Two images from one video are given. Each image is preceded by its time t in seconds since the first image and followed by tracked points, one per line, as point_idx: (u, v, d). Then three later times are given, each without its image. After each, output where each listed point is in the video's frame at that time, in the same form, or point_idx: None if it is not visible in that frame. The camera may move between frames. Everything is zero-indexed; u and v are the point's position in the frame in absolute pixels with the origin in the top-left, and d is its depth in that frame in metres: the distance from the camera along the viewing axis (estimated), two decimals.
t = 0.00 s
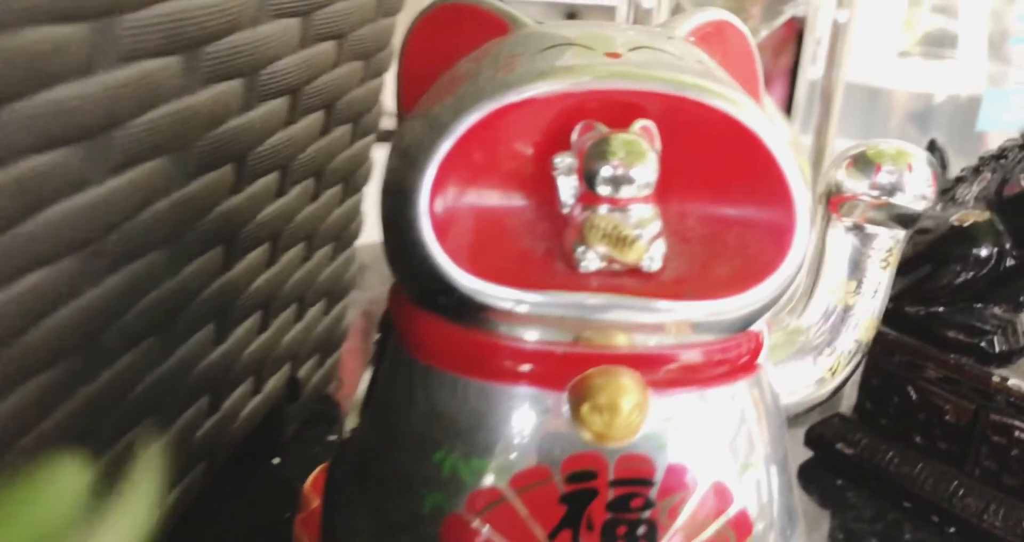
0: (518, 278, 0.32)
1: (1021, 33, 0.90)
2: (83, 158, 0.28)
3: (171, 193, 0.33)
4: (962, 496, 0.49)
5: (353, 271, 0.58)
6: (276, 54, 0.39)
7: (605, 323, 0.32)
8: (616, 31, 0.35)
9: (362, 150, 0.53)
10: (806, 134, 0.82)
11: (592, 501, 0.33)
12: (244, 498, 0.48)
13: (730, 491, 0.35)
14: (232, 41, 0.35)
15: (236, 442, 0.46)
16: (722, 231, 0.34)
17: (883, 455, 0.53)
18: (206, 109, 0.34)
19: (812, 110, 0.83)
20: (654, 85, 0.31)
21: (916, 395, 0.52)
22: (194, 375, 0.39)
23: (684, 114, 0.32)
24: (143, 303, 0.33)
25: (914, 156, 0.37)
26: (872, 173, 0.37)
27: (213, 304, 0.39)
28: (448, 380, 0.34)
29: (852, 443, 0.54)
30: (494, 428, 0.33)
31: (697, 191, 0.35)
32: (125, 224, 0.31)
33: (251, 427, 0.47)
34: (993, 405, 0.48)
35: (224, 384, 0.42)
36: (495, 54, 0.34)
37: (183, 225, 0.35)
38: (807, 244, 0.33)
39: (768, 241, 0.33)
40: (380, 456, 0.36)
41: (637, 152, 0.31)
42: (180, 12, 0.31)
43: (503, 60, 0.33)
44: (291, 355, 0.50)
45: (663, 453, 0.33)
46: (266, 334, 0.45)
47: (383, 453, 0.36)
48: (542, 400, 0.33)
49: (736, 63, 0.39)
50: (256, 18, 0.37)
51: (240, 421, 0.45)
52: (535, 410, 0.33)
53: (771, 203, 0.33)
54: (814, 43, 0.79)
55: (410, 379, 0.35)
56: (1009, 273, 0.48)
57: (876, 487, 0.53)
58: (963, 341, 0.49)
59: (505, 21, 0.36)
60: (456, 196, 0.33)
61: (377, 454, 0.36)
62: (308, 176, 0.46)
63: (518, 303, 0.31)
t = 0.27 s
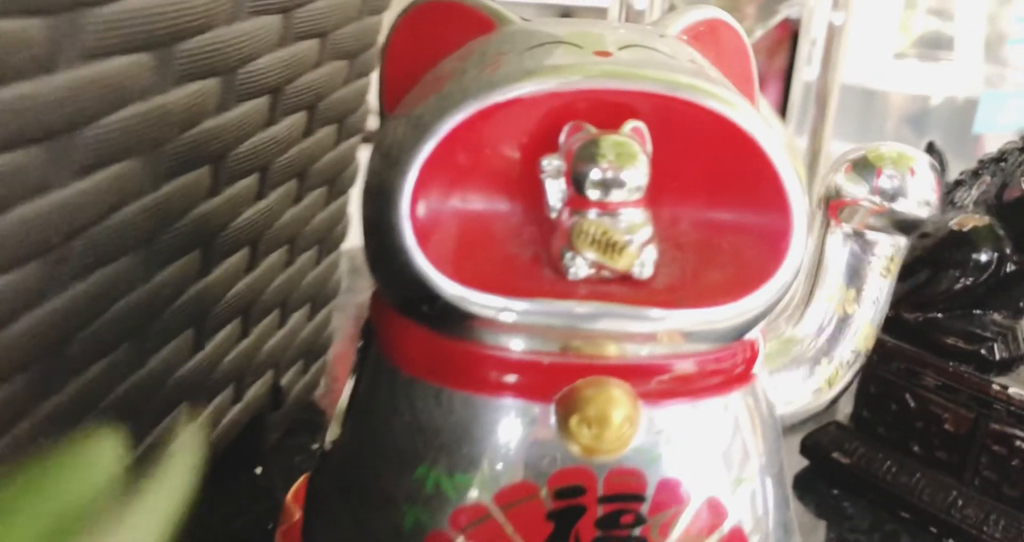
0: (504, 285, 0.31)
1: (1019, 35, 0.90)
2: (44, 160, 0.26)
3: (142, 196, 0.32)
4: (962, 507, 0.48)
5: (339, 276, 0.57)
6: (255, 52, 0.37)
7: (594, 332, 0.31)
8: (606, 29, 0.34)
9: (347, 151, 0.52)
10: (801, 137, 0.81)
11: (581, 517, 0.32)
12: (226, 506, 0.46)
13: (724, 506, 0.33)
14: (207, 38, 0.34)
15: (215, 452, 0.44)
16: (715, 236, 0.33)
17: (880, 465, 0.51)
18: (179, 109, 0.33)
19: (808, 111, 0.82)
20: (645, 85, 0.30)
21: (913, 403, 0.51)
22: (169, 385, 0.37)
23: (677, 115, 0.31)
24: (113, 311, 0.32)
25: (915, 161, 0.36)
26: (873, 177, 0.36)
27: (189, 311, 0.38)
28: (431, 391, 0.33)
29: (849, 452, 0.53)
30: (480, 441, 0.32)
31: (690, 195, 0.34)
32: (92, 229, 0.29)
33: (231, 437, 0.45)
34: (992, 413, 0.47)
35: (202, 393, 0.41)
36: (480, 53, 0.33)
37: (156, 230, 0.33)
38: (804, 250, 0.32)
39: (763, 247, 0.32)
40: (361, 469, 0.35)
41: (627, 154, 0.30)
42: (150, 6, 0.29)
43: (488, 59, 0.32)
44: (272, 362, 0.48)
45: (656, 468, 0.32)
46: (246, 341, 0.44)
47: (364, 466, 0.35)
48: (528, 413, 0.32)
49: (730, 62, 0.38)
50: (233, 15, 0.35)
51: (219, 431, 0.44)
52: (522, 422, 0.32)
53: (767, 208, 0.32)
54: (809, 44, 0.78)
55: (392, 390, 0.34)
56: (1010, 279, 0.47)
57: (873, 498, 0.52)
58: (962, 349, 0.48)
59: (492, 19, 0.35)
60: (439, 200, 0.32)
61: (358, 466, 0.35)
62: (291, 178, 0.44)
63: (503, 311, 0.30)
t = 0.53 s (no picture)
0: (489, 294, 0.29)
1: (1014, 38, 0.90)
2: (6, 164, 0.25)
3: (115, 200, 0.31)
4: (959, 517, 0.47)
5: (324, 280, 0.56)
6: (234, 52, 0.36)
7: (583, 342, 0.30)
8: (596, 28, 0.33)
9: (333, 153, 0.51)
10: (795, 140, 0.80)
11: (570, 533, 0.31)
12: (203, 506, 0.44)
13: (717, 522, 0.32)
14: (183, 36, 0.32)
15: (195, 463, 0.43)
16: (708, 243, 0.32)
17: (876, 474, 0.51)
18: (153, 110, 0.31)
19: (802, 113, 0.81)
20: (636, 86, 0.29)
21: (909, 411, 0.50)
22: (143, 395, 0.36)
23: (669, 117, 0.30)
24: (83, 320, 0.31)
25: (931, 173, 0.34)
26: (888, 195, 0.34)
27: (166, 319, 0.36)
28: (413, 403, 0.32)
29: (844, 461, 0.52)
30: (465, 455, 0.31)
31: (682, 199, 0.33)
32: (59, 234, 0.28)
33: (211, 447, 0.44)
34: (990, 422, 0.46)
35: (179, 403, 0.39)
36: (465, 52, 0.32)
37: (129, 235, 0.32)
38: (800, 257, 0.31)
39: (757, 254, 0.31)
40: (342, 482, 0.34)
41: (617, 158, 0.29)
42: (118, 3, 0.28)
43: (474, 58, 0.31)
44: (254, 370, 0.47)
45: (646, 483, 0.31)
46: (226, 348, 0.43)
47: (345, 479, 0.33)
48: (514, 426, 0.30)
49: (723, 63, 0.37)
50: (210, 13, 0.34)
51: (198, 441, 0.43)
52: (508, 435, 0.30)
53: (761, 214, 0.31)
54: (803, 46, 0.77)
55: (374, 401, 0.33)
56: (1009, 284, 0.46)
57: (870, 507, 0.51)
58: (960, 356, 0.47)
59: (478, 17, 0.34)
60: (423, 205, 0.30)
61: (338, 480, 0.34)
62: (274, 180, 0.43)
63: (488, 321, 0.29)
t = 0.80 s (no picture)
0: (467, 301, 0.28)
1: (1007, 39, 0.88)
2: None
3: (77, 202, 0.30)
4: (952, 528, 0.46)
5: (305, 283, 0.54)
6: (205, 48, 0.35)
7: (564, 351, 0.28)
8: (580, 24, 0.32)
9: (313, 154, 0.49)
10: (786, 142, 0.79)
11: None
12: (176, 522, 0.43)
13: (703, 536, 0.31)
14: (150, 32, 0.31)
15: (168, 472, 0.42)
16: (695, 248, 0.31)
17: (867, 482, 0.50)
18: (118, 109, 0.30)
19: (794, 115, 0.80)
20: (621, 85, 0.28)
21: (901, 418, 0.49)
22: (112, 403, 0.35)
23: (655, 117, 0.29)
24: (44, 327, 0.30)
25: (959, 209, 0.31)
26: (908, 232, 0.31)
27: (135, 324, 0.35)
28: (388, 413, 0.30)
29: (834, 469, 0.51)
30: (442, 468, 0.30)
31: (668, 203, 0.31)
32: (16, 238, 0.27)
33: (185, 455, 0.43)
34: (983, 430, 0.45)
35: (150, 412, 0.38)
36: (444, 49, 0.31)
37: (93, 237, 0.31)
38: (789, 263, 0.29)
39: (745, 260, 0.30)
40: (315, 495, 0.32)
41: (600, 159, 0.28)
42: None
43: (453, 55, 0.30)
44: (231, 376, 0.46)
45: (629, 496, 0.30)
46: (201, 354, 0.42)
47: (317, 491, 0.32)
48: (492, 437, 0.29)
49: (712, 62, 0.35)
50: (179, 8, 0.33)
51: (171, 450, 0.41)
52: (487, 447, 0.29)
53: (749, 218, 0.30)
54: (795, 48, 0.76)
55: (348, 410, 0.32)
56: (1003, 290, 0.45)
57: (859, 516, 0.50)
58: (953, 362, 0.46)
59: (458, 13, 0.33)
60: (399, 208, 0.29)
61: (310, 493, 0.32)
62: (250, 181, 0.42)
63: (466, 329, 0.28)
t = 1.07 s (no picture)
0: (448, 299, 0.27)
1: (999, 39, 0.88)
2: None
3: (48, 196, 0.29)
4: (945, 530, 0.45)
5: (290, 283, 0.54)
6: (183, 41, 0.34)
7: (549, 351, 0.28)
8: (566, 16, 0.31)
9: (296, 151, 0.49)
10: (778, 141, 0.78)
11: None
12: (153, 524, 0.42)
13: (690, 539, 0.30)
14: (124, 22, 0.30)
15: (148, 474, 0.41)
16: (682, 245, 0.30)
17: (858, 484, 0.49)
18: (91, 101, 0.29)
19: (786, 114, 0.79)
20: (606, 77, 0.27)
21: (893, 419, 0.48)
22: (86, 404, 0.34)
23: (641, 110, 0.28)
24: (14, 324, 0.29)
25: (967, 226, 0.30)
26: (911, 248, 0.30)
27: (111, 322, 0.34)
28: (368, 414, 0.30)
29: (827, 471, 0.50)
30: (422, 470, 0.29)
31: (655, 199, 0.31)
32: None
33: (165, 457, 0.42)
34: (976, 431, 0.45)
35: (125, 414, 0.37)
36: (426, 40, 0.30)
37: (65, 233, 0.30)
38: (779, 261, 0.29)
39: (734, 257, 0.29)
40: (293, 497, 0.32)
41: (585, 153, 0.27)
42: None
43: (434, 47, 0.29)
44: (212, 376, 0.45)
45: (614, 499, 0.29)
46: (180, 354, 0.41)
47: (296, 493, 0.31)
48: (474, 439, 0.29)
49: (701, 55, 0.35)
50: None
51: (150, 451, 0.40)
52: (469, 449, 0.29)
53: (739, 216, 0.29)
54: (786, 47, 0.76)
55: (327, 411, 0.31)
56: (995, 290, 0.45)
57: (853, 520, 0.50)
58: (946, 362, 0.46)
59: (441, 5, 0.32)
60: (378, 203, 0.29)
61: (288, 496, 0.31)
62: (231, 178, 0.41)
63: (446, 327, 0.27)
